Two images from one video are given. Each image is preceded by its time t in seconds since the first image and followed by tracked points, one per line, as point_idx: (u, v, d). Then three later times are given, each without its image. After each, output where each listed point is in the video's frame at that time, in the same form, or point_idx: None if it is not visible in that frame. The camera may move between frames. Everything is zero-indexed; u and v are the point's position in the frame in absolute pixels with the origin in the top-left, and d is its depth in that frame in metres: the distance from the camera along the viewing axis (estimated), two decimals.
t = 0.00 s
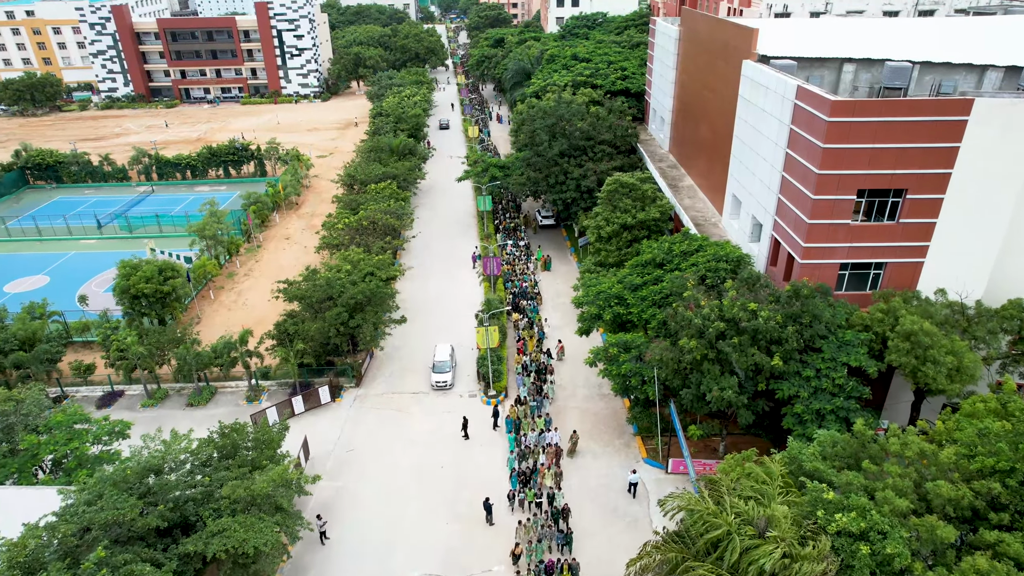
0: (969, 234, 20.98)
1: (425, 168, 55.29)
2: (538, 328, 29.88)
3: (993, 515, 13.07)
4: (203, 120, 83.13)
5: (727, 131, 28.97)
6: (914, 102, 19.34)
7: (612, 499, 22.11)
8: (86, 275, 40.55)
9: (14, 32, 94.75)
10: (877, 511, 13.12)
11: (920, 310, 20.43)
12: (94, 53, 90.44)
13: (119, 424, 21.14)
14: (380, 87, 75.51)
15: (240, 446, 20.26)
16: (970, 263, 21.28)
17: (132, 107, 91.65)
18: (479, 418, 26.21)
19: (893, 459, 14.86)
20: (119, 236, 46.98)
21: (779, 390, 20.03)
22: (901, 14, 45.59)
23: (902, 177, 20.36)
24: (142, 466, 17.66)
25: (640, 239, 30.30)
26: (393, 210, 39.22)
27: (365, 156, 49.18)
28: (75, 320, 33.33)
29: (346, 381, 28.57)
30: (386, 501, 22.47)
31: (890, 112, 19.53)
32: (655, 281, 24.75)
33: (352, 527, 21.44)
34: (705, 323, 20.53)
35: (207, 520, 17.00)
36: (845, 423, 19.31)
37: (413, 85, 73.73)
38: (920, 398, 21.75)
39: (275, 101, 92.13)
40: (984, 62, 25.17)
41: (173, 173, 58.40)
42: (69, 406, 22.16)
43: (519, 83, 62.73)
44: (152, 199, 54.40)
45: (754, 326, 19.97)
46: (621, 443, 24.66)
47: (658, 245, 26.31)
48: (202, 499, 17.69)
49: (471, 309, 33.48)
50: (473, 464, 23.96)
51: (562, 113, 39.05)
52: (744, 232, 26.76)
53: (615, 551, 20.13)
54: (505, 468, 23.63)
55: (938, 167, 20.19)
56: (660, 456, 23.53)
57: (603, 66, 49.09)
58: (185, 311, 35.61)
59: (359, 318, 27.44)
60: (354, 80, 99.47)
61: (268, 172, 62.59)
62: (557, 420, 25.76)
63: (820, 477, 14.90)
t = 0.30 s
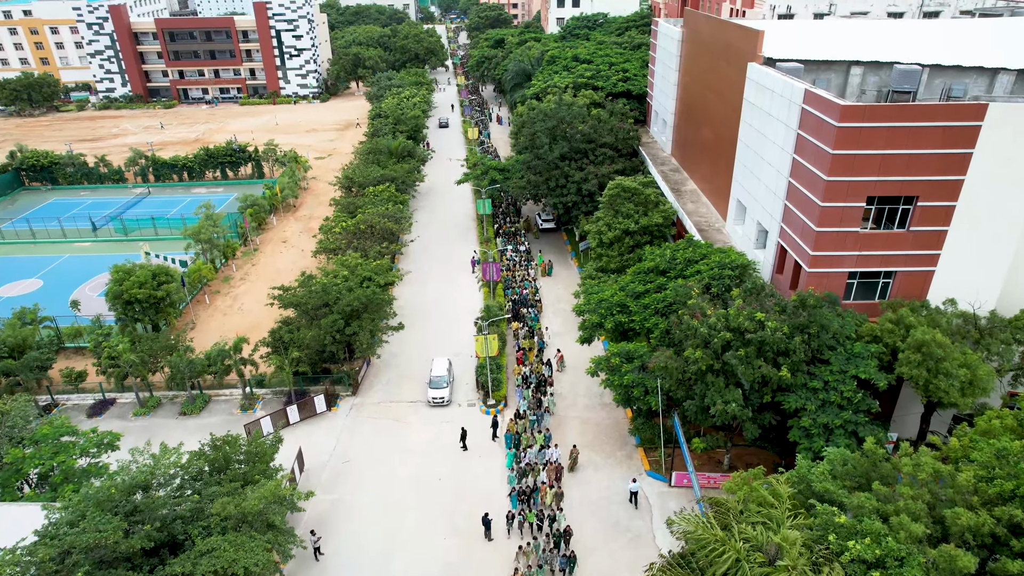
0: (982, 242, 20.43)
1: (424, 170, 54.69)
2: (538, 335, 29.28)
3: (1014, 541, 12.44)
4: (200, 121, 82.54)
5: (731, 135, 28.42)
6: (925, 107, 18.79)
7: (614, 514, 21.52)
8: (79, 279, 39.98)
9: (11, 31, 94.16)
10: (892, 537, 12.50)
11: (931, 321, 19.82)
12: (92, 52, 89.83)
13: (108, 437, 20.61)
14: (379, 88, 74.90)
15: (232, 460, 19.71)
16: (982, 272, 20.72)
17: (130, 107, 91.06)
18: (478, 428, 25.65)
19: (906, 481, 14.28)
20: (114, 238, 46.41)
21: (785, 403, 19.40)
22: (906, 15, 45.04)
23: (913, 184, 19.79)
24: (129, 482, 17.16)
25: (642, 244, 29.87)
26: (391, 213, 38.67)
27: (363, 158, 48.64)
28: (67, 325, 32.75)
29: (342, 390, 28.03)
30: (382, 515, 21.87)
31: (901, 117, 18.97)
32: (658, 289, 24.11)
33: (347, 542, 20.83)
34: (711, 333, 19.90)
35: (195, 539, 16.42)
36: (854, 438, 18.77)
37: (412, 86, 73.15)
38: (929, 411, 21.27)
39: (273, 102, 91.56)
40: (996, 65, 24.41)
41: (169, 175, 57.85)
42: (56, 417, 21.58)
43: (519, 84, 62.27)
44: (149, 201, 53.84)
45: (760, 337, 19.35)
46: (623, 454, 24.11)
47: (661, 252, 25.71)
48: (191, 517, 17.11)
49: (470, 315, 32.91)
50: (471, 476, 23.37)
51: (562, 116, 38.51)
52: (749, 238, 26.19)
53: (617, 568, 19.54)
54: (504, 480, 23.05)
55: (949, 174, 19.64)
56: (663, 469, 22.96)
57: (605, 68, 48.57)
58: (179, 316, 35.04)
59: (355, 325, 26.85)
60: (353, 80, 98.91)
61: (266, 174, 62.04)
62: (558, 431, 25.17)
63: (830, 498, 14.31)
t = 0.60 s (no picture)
0: (995, 251, 19.86)
1: (423, 172, 54.05)
2: (538, 344, 28.64)
3: None
4: (198, 122, 81.93)
5: (736, 139, 27.82)
6: (940, 112, 18.15)
7: (616, 531, 20.89)
8: (73, 283, 39.35)
9: (8, 31, 93.56)
10: (911, 566, 11.86)
11: (944, 333, 19.19)
12: (89, 53, 89.24)
13: (95, 450, 20.02)
14: (378, 89, 74.28)
15: (223, 476, 19.10)
16: (995, 282, 20.14)
17: (127, 108, 90.43)
18: (476, 439, 25.04)
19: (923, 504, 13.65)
20: (109, 242, 45.79)
21: (793, 417, 18.74)
22: (911, 16, 44.44)
23: (926, 191, 19.17)
24: (115, 502, 16.55)
25: (644, 250, 29.35)
26: (389, 217, 38.07)
27: (362, 161, 48.08)
28: (58, 332, 32.14)
29: (338, 399, 27.44)
30: (378, 530, 21.27)
31: (914, 123, 18.33)
32: (662, 297, 23.50)
33: (342, 559, 20.23)
34: (717, 345, 19.23)
35: (183, 562, 15.80)
36: (864, 454, 18.17)
37: (411, 87, 72.55)
38: (940, 424, 20.76)
39: (272, 103, 90.96)
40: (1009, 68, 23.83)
41: (166, 177, 57.25)
42: (42, 429, 20.94)
43: (519, 86, 61.38)
44: (144, 204, 53.24)
45: (768, 350, 18.70)
46: (626, 467, 23.50)
47: (665, 259, 25.07)
48: (178, 538, 16.50)
49: (469, 322, 32.30)
50: (470, 490, 22.76)
51: (563, 118, 37.97)
52: (754, 245, 25.58)
53: None
54: (503, 495, 22.43)
55: (963, 181, 19.02)
56: (667, 483, 22.35)
57: (606, 69, 47.98)
58: (173, 322, 34.43)
59: (351, 334, 26.22)
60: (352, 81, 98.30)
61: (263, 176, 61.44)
62: (558, 444, 24.52)
63: (843, 522, 13.69)
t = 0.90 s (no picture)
0: (1011, 262, 19.18)
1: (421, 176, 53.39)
2: (538, 354, 27.92)
3: None
4: (195, 124, 81.29)
5: (741, 144, 27.16)
6: (955, 118, 17.47)
7: (619, 551, 20.19)
8: (64, 289, 38.64)
9: (5, 32, 92.91)
10: None
11: (958, 348, 18.50)
12: (85, 54, 88.59)
13: (80, 468, 19.33)
14: (377, 90, 73.64)
15: (211, 496, 18.40)
16: (1010, 294, 19.42)
17: (124, 110, 89.76)
18: (474, 454, 24.36)
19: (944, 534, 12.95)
20: (102, 247, 45.09)
21: (802, 435, 18.01)
22: (916, 17, 43.82)
23: (940, 200, 18.48)
24: (96, 527, 15.85)
25: (646, 257, 28.73)
26: (386, 222, 37.38)
27: (359, 164, 47.46)
28: (47, 341, 31.43)
29: (333, 411, 26.77)
30: (373, 551, 20.57)
31: (928, 129, 17.63)
32: (665, 308, 22.80)
33: None
34: (724, 360, 18.51)
35: None
36: (876, 474, 17.52)
37: (410, 89, 71.97)
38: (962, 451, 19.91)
39: (269, 104, 90.30)
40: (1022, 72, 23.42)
41: (161, 180, 56.57)
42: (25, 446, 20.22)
43: (519, 88, 60.49)
44: (139, 208, 52.56)
45: (776, 366, 17.97)
46: (628, 483, 22.81)
47: (669, 268, 24.36)
48: (163, 564, 15.80)
49: (468, 331, 31.64)
50: (467, 507, 22.07)
51: (563, 122, 37.37)
52: (760, 253, 24.91)
53: None
54: (502, 513, 21.73)
55: (979, 190, 18.34)
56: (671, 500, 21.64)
57: (607, 71, 47.32)
58: (166, 331, 33.73)
59: (346, 345, 25.53)
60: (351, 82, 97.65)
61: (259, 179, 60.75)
62: (558, 458, 23.81)
63: (860, 552, 12.99)
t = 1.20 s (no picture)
0: None
1: (419, 179, 52.66)
2: (537, 366, 27.14)
3: None
4: (192, 125, 80.55)
5: (747, 150, 26.44)
6: (972, 127, 16.74)
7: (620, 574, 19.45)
8: (54, 296, 37.86)
9: None
10: None
11: (974, 365, 17.78)
12: (81, 55, 87.90)
13: (62, 487, 18.59)
14: (375, 91, 72.83)
15: (197, 519, 17.65)
16: None
17: (120, 111, 89.03)
18: (471, 469, 23.63)
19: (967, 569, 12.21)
20: (94, 251, 44.32)
21: (812, 456, 17.25)
22: (922, 19, 43.13)
23: (956, 211, 17.76)
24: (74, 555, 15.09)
25: (648, 266, 28.06)
26: (382, 228, 36.65)
27: (356, 168, 46.75)
28: (35, 350, 30.66)
29: (326, 424, 26.03)
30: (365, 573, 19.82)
31: (944, 138, 16.90)
32: (669, 321, 22.06)
33: None
34: (731, 377, 17.75)
35: None
36: (889, 497, 16.81)
37: (409, 90, 71.21)
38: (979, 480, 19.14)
39: (267, 105, 89.52)
40: None
41: (156, 183, 55.80)
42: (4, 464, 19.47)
43: (518, 90, 59.62)
44: (132, 211, 51.83)
45: (785, 384, 17.21)
46: (630, 501, 22.08)
47: (672, 279, 23.62)
48: None
49: (466, 340, 30.93)
50: (464, 527, 21.32)
51: (563, 125, 36.68)
52: (766, 263, 24.18)
53: None
54: (500, 534, 20.98)
55: (996, 201, 17.63)
56: (675, 520, 20.88)
57: (607, 73, 46.59)
58: (157, 339, 32.98)
59: (339, 357, 24.77)
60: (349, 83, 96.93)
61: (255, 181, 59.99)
62: (557, 475, 23.07)
63: None
